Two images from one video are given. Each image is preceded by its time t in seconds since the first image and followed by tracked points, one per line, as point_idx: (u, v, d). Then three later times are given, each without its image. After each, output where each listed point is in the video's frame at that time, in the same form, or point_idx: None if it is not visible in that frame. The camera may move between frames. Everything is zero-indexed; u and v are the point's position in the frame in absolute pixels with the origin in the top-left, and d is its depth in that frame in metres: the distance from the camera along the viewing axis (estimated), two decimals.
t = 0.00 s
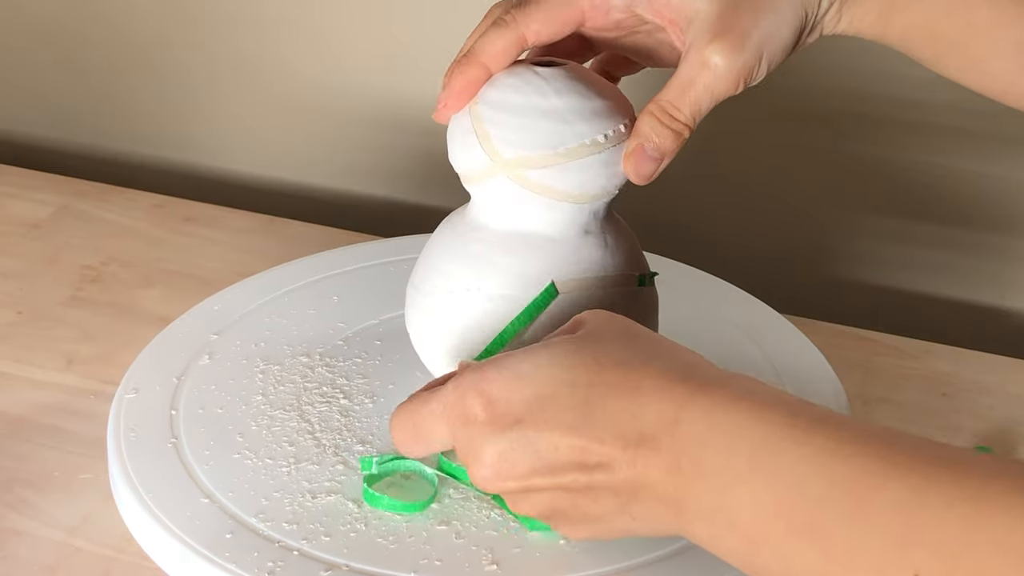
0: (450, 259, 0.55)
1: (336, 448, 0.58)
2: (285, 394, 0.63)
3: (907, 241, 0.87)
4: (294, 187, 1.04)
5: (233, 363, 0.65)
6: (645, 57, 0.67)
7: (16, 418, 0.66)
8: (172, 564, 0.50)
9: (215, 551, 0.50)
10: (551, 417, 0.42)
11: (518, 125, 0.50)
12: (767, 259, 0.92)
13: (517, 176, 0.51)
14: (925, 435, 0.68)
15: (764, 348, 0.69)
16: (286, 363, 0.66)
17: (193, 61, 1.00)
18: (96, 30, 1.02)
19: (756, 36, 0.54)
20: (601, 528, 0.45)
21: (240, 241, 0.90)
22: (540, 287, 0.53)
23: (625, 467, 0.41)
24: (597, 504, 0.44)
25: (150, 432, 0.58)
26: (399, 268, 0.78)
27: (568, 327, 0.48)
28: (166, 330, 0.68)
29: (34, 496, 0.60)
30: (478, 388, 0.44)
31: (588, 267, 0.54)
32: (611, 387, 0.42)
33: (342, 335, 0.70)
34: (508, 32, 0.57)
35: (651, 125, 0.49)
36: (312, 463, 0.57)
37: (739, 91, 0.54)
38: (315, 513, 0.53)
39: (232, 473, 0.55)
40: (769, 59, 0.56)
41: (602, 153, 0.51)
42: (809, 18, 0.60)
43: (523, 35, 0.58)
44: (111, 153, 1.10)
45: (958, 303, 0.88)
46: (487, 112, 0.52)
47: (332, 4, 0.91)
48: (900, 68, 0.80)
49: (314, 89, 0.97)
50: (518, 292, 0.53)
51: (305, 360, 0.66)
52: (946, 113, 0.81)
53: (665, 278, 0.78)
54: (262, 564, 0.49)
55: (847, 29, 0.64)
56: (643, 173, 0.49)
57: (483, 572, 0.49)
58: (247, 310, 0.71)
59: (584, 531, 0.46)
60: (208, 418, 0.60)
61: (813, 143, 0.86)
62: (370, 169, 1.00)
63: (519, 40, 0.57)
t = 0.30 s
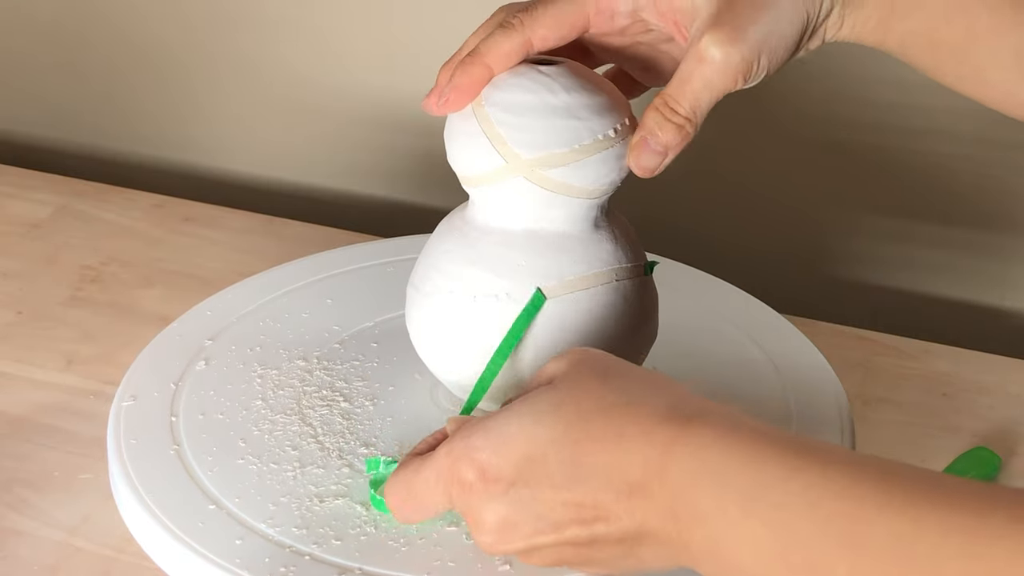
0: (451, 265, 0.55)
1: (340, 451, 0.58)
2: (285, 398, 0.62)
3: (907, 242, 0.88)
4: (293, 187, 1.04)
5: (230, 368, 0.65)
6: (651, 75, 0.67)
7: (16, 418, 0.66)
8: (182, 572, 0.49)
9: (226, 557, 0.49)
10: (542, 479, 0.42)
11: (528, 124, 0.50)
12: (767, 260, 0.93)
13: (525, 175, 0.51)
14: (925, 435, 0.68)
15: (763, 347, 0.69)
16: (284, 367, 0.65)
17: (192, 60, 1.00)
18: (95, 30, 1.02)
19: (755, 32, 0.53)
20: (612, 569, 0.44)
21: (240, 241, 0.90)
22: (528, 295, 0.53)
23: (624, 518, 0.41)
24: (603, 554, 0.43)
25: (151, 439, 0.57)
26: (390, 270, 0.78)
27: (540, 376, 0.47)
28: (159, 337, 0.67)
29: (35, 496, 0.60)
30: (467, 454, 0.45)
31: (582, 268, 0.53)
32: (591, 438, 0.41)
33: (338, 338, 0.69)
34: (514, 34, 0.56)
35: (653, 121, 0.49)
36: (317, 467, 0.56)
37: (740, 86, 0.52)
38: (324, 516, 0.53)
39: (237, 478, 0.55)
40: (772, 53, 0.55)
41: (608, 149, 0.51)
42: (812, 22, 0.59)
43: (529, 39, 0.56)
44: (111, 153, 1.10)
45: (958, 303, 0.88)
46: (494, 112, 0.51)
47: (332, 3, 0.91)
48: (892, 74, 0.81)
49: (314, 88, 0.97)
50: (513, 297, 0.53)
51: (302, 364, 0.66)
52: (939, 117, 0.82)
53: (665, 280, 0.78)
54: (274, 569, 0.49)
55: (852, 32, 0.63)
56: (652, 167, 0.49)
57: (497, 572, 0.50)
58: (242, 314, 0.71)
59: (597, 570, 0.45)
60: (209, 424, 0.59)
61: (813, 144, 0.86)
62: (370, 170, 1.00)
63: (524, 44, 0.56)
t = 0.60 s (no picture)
0: (446, 262, 0.55)
1: (340, 451, 0.58)
2: (285, 398, 0.62)
3: (907, 242, 0.88)
4: (294, 187, 1.04)
5: (230, 367, 0.65)
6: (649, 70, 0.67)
7: (17, 418, 0.66)
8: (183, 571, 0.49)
9: (226, 557, 0.49)
10: (528, 501, 0.42)
11: (521, 125, 0.50)
12: (766, 259, 0.93)
13: (515, 174, 0.51)
14: (925, 435, 0.68)
15: (761, 346, 0.69)
16: (284, 366, 0.65)
17: (194, 60, 1.00)
18: (97, 30, 1.02)
19: (734, 53, 0.52)
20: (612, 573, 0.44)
21: (241, 241, 0.90)
22: (500, 296, 0.53)
23: (612, 522, 0.40)
24: (601, 561, 0.43)
25: (151, 438, 0.57)
26: (390, 269, 0.78)
27: (508, 399, 0.45)
28: (158, 336, 0.67)
29: (35, 496, 0.60)
30: (453, 486, 0.43)
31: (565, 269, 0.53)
32: (571, 453, 0.41)
33: (338, 337, 0.69)
34: (507, 31, 0.56)
35: (611, 120, 0.47)
36: (317, 467, 0.56)
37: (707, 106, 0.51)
38: (324, 516, 0.53)
39: (237, 478, 0.55)
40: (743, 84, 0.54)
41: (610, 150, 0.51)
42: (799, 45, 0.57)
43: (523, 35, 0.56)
44: (112, 153, 1.10)
45: (958, 303, 0.88)
46: (489, 110, 0.51)
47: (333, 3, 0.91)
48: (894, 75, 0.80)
49: (316, 88, 0.97)
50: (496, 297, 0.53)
51: (302, 363, 0.66)
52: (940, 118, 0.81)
53: (665, 279, 0.78)
54: (273, 569, 0.49)
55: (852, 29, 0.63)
56: (585, 162, 0.47)
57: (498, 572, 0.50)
58: (243, 313, 0.71)
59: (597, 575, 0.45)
60: (209, 424, 0.59)
61: (813, 144, 0.86)
62: (370, 170, 1.00)
63: (518, 40, 0.56)
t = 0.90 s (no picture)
0: (466, 271, 0.54)
1: (341, 453, 0.58)
2: (285, 399, 0.62)
3: (908, 243, 0.88)
4: (294, 187, 1.04)
5: (229, 369, 0.65)
6: (632, 70, 0.67)
7: (17, 418, 0.66)
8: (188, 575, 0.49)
9: (230, 560, 0.49)
10: (534, 499, 0.42)
11: (561, 127, 0.50)
12: (767, 259, 0.93)
13: (561, 177, 0.51)
14: (926, 435, 0.68)
15: (761, 345, 0.69)
16: (283, 368, 0.65)
17: (193, 60, 1.00)
18: (97, 30, 1.03)
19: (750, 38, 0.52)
20: None
21: (241, 241, 0.90)
22: (546, 301, 0.52)
23: (617, 524, 0.40)
24: (605, 562, 0.43)
25: (152, 441, 0.57)
26: (386, 269, 0.78)
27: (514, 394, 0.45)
28: (156, 338, 0.67)
29: (35, 496, 0.60)
30: (461, 482, 0.43)
31: (590, 273, 0.53)
32: (579, 452, 0.41)
33: (336, 338, 0.69)
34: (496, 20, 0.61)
35: (633, 115, 0.48)
36: (319, 468, 0.56)
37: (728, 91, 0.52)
38: (328, 518, 0.53)
39: (239, 481, 0.55)
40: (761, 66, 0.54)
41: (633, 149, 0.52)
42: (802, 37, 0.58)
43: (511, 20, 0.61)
44: (111, 154, 1.10)
45: (958, 303, 0.88)
46: (525, 121, 0.50)
47: (332, 3, 0.91)
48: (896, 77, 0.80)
49: (315, 89, 0.97)
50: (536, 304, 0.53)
51: (301, 365, 0.66)
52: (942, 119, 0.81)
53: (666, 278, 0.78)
54: (278, 572, 0.49)
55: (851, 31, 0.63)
56: (611, 159, 0.48)
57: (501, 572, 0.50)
58: (240, 315, 0.70)
59: None
60: (210, 426, 0.59)
61: (814, 144, 0.86)
62: (370, 170, 1.00)
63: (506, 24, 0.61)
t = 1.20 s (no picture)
0: (471, 269, 0.54)
1: (342, 453, 0.58)
2: (285, 400, 0.62)
3: (907, 244, 0.88)
4: (294, 187, 1.04)
5: (229, 370, 0.65)
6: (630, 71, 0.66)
7: (17, 418, 0.66)
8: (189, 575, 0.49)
9: (232, 560, 0.49)
10: (548, 496, 0.42)
11: (562, 127, 0.50)
12: (766, 258, 0.93)
13: (564, 178, 0.51)
14: (926, 435, 0.68)
15: (762, 345, 0.69)
16: (283, 368, 0.65)
17: (191, 61, 1.00)
18: (95, 31, 1.02)
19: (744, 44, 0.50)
20: None
21: (240, 241, 0.89)
22: (557, 303, 0.53)
23: (630, 531, 0.41)
24: (614, 566, 0.43)
25: (153, 441, 0.57)
26: (384, 269, 0.78)
27: (536, 389, 0.45)
28: (155, 338, 0.67)
29: (35, 496, 0.60)
30: (476, 470, 0.43)
31: (597, 274, 0.53)
32: (598, 462, 0.41)
33: (336, 338, 0.69)
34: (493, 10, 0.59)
35: (620, 118, 0.46)
36: (320, 469, 0.56)
37: (724, 96, 0.49)
38: (329, 518, 0.53)
39: (240, 481, 0.55)
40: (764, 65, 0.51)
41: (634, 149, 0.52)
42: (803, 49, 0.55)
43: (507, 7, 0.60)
44: (110, 154, 1.10)
45: (958, 303, 0.88)
46: (526, 124, 0.50)
47: (331, 5, 0.91)
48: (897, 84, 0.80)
49: (314, 90, 0.97)
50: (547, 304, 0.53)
51: (301, 365, 0.65)
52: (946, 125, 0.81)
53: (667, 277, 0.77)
54: (280, 572, 0.49)
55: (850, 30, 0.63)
56: (600, 159, 0.47)
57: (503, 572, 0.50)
58: (240, 315, 0.70)
59: None
60: (210, 426, 0.59)
61: (813, 145, 0.86)
62: (369, 170, 1.00)
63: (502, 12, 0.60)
